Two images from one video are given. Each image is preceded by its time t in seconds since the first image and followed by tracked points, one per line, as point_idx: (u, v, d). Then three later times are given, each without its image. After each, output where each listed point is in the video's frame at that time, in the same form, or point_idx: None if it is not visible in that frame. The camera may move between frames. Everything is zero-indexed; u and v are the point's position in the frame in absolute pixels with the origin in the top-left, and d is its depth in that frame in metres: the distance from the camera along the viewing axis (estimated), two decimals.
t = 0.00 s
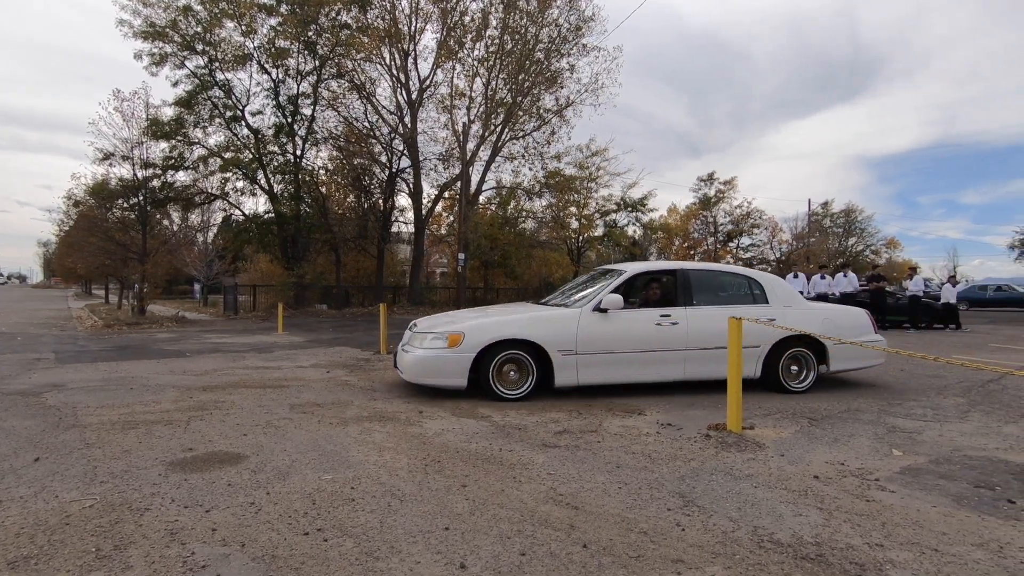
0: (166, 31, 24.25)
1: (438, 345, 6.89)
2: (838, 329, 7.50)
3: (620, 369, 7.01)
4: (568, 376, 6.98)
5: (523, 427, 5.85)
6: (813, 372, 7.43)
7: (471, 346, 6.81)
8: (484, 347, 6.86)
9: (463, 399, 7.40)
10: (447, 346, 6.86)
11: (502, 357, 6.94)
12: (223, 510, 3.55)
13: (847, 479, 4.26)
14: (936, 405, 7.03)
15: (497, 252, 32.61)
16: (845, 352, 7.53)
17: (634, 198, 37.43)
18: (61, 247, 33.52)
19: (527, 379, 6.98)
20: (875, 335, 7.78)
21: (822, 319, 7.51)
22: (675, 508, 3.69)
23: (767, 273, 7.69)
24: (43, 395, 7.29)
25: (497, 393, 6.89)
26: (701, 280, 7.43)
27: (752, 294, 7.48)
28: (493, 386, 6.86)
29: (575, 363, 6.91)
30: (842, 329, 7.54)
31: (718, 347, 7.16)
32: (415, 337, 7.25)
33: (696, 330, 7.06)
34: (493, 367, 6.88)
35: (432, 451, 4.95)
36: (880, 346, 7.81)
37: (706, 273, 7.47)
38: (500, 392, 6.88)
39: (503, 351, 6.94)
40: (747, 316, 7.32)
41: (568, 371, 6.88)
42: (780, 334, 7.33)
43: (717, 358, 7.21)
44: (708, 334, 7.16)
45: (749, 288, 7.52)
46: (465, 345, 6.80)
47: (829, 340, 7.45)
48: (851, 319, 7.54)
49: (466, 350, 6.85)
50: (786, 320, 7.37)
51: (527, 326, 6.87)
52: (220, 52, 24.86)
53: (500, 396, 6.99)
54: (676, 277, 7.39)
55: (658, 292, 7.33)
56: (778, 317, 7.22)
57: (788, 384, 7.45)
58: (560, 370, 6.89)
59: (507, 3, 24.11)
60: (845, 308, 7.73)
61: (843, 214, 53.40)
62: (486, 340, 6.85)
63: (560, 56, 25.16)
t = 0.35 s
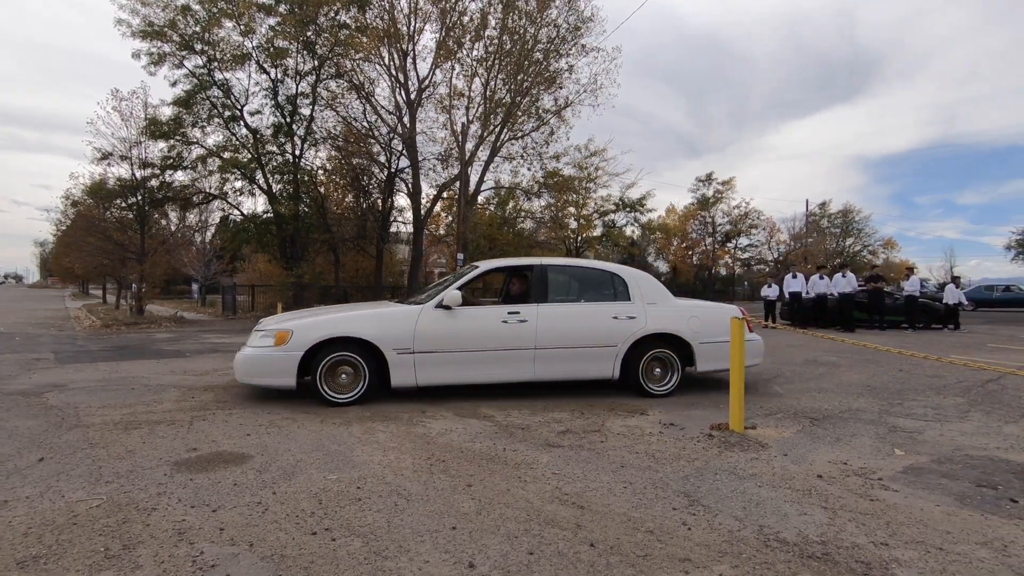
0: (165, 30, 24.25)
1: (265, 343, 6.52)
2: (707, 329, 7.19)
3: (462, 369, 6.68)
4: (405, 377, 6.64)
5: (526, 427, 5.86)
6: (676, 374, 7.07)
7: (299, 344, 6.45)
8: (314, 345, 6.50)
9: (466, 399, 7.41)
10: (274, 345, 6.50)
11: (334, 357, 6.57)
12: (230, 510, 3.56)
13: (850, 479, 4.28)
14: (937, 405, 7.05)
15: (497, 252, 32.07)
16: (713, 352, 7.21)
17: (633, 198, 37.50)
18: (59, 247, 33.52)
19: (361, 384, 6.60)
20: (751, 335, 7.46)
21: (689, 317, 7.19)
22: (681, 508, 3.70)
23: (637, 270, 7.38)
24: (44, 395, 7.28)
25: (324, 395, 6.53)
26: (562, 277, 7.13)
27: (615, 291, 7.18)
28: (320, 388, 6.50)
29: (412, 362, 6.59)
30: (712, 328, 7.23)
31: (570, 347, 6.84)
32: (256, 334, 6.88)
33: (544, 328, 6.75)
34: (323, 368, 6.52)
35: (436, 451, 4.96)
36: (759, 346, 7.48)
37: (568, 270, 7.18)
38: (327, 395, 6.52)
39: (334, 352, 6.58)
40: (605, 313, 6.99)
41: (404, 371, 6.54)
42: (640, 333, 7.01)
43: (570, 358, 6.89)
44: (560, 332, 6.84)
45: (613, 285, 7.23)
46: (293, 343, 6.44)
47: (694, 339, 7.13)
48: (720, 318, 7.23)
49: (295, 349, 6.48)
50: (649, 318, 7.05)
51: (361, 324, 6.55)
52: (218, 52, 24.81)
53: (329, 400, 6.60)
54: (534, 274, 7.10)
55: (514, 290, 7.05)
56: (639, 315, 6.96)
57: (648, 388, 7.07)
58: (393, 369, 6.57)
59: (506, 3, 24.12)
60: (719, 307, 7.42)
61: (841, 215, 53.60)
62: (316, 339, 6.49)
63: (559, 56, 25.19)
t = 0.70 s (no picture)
0: (167, 31, 24.28)
1: (83, 347, 6.31)
2: (563, 334, 6.94)
3: (294, 375, 6.43)
4: (232, 383, 6.39)
5: (533, 430, 5.86)
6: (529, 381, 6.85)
7: (115, 349, 6.22)
8: (131, 350, 6.26)
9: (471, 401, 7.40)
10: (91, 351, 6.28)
11: (154, 362, 6.33)
12: (241, 514, 3.56)
13: (859, 483, 4.28)
14: (942, 408, 7.04)
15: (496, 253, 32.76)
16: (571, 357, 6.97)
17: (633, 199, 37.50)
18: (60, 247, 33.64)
19: (181, 390, 6.34)
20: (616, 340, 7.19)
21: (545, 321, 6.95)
22: (691, 512, 3.71)
23: (495, 271, 7.13)
24: (50, 397, 7.29)
25: (141, 401, 6.28)
26: (411, 279, 6.88)
27: (466, 294, 6.93)
28: (137, 395, 6.27)
29: (237, 368, 6.33)
30: (570, 332, 6.98)
31: (412, 352, 6.58)
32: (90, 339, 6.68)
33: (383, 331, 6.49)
34: (140, 373, 6.28)
35: (444, 455, 4.95)
36: (625, 351, 7.20)
37: (418, 272, 6.93)
38: (145, 401, 6.29)
39: (154, 357, 6.33)
40: (452, 317, 6.74)
41: (227, 377, 6.30)
42: (490, 338, 6.77)
43: (414, 364, 6.62)
44: (403, 336, 6.60)
45: (465, 287, 6.97)
46: (107, 348, 6.22)
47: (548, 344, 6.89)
48: (579, 322, 6.97)
49: (111, 354, 6.25)
50: (500, 322, 6.81)
51: (184, 327, 6.33)
52: (220, 52, 24.78)
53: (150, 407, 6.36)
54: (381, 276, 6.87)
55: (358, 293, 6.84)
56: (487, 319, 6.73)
57: (497, 394, 6.86)
58: (218, 376, 6.32)
59: (507, 4, 24.10)
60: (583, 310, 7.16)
61: (841, 215, 53.56)
62: (132, 344, 6.24)
63: (560, 57, 25.20)
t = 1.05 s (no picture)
0: (170, 32, 24.34)
1: None
2: (419, 338, 6.52)
3: (130, 378, 6.18)
4: (63, 385, 6.17)
5: (542, 432, 5.89)
6: (379, 389, 6.44)
7: None
8: None
9: (478, 402, 7.43)
10: None
11: None
12: (258, 517, 3.59)
13: (869, 486, 4.30)
14: (949, 409, 7.05)
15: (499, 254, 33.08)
16: (428, 363, 6.56)
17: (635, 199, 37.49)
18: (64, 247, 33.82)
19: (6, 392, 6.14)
20: (481, 346, 6.76)
21: (401, 325, 6.54)
22: (704, 515, 3.72)
23: (354, 272, 6.75)
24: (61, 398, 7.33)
25: None
26: (263, 279, 6.56)
27: (319, 295, 6.58)
28: None
29: (67, 369, 6.11)
30: (427, 337, 6.56)
31: (253, 356, 6.26)
32: None
33: (222, 335, 6.18)
34: None
35: (456, 457, 4.97)
36: (491, 358, 6.77)
37: (272, 271, 6.62)
38: None
39: None
40: (299, 319, 6.38)
41: (55, 378, 6.09)
42: (338, 342, 6.37)
43: (258, 368, 6.30)
44: (246, 339, 6.28)
45: (319, 288, 6.61)
46: None
47: (402, 349, 6.48)
48: (439, 326, 6.57)
49: None
50: (350, 325, 6.41)
51: (19, 327, 6.13)
52: (222, 53, 24.84)
53: None
54: (232, 276, 6.57)
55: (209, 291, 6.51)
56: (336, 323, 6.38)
57: None
58: (47, 378, 6.10)
59: (509, 4, 24.16)
60: (446, 313, 6.73)
61: (843, 215, 53.48)
62: None
63: (562, 57, 25.20)
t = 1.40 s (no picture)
0: (177, 33, 24.45)
1: None
2: (282, 333, 6.36)
3: None
4: None
5: (550, 430, 5.89)
6: (242, 384, 6.31)
7: None
8: None
9: (485, 401, 7.44)
10: None
11: None
12: (269, 513, 3.61)
13: (880, 484, 4.28)
14: (959, 408, 7.02)
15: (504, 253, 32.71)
16: (291, 359, 6.40)
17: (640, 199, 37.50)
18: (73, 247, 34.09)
19: None
20: (352, 340, 6.57)
21: (265, 319, 6.38)
22: (713, 512, 3.72)
23: (222, 266, 6.61)
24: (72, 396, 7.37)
25: None
26: (132, 275, 6.47)
27: (181, 290, 6.44)
28: None
29: None
30: (291, 332, 6.39)
31: (106, 352, 6.13)
32: None
33: (80, 330, 6.10)
34: None
35: (464, 455, 4.99)
36: (362, 353, 6.57)
37: (136, 268, 6.51)
38: None
39: None
40: (157, 314, 6.24)
41: None
42: (196, 337, 6.22)
43: (118, 363, 6.18)
44: (106, 334, 6.17)
45: (183, 283, 6.49)
46: None
47: (263, 344, 6.33)
48: (305, 319, 6.41)
49: None
50: (209, 320, 6.26)
51: None
52: (229, 54, 24.94)
53: None
54: (100, 273, 6.48)
55: (74, 290, 6.46)
56: (193, 317, 6.24)
57: None
58: None
59: (514, 4, 24.21)
60: (314, 307, 6.55)
61: (849, 214, 53.21)
62: None
63: (567, 57, 25.18)
